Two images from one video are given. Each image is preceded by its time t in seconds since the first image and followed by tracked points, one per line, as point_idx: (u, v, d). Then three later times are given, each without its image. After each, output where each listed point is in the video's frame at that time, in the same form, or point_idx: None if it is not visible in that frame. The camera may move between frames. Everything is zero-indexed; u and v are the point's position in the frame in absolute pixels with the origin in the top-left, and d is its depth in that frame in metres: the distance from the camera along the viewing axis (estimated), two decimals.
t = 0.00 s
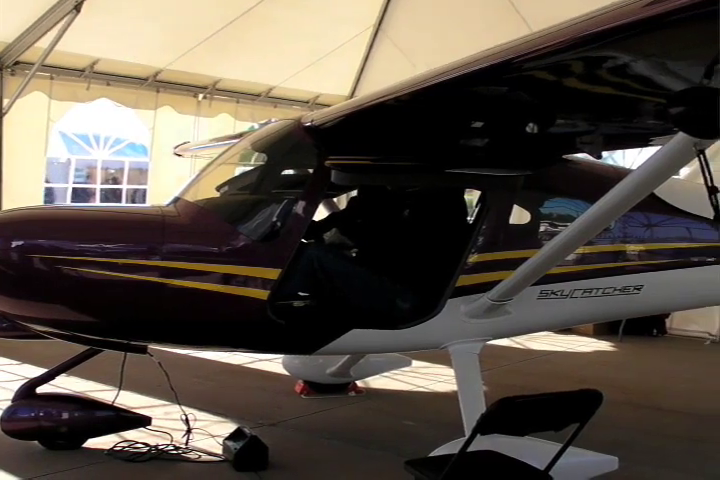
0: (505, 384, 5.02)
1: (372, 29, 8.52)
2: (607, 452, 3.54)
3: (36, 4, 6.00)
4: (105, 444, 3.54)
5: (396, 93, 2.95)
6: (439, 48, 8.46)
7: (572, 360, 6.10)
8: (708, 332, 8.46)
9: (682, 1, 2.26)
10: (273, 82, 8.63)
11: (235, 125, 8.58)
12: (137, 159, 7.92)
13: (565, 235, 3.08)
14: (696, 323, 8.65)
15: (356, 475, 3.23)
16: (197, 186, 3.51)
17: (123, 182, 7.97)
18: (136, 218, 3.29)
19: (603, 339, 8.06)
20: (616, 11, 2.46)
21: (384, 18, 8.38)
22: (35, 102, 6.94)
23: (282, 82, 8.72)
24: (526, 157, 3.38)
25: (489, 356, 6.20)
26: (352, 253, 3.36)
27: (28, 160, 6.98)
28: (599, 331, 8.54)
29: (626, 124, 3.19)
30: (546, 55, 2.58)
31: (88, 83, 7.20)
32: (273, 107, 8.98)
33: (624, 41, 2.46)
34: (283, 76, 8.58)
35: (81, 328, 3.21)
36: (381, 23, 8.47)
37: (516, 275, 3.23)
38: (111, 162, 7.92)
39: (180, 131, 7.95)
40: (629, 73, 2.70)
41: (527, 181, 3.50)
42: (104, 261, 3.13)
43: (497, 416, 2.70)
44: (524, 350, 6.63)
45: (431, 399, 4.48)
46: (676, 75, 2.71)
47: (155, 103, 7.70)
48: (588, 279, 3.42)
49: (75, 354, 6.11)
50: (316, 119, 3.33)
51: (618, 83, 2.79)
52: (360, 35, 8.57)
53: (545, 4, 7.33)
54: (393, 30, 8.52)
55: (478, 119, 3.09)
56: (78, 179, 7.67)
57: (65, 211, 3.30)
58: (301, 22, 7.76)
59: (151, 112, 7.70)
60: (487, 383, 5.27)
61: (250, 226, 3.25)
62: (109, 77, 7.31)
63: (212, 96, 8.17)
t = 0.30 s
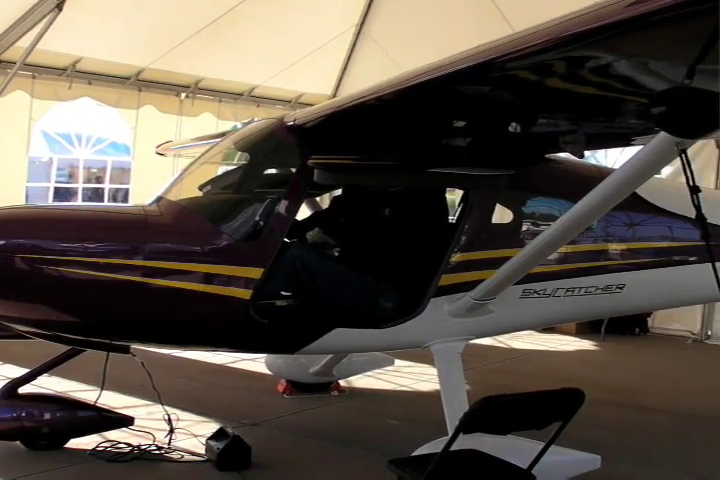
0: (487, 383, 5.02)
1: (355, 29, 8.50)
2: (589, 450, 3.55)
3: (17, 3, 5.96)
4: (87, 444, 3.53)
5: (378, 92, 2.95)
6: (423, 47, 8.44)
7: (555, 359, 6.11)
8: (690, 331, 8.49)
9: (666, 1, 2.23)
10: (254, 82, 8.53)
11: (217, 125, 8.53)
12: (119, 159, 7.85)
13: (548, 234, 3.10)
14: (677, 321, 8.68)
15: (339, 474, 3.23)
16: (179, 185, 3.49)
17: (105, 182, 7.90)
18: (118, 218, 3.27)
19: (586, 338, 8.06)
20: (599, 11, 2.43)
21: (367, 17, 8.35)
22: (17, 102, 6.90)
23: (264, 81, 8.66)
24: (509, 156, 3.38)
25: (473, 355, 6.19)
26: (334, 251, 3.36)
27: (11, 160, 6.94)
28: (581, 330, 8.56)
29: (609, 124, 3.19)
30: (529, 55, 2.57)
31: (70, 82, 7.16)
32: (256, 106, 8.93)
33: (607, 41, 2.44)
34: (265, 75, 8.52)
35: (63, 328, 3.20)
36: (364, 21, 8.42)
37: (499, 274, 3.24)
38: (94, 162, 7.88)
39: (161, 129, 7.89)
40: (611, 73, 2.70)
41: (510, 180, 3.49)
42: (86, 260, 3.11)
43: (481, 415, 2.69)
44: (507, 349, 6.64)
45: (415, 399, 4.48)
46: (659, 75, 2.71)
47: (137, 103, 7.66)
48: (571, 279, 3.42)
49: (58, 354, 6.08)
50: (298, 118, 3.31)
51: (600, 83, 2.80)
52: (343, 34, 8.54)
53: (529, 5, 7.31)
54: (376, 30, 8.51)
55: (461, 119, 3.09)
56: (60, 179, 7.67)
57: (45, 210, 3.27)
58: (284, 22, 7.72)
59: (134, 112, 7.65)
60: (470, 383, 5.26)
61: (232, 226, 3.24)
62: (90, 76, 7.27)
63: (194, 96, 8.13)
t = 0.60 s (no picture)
0: (472, 382, 5.03)
1: (340, 29, 8.53)
2: (574, 450, 3.55)
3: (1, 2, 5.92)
4: (72, 444, 3.51)
5: (364, 92, 2.95)
6: (409, 47, 8.43)
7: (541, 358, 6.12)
8: (674, 331, 8.51)
9: (648, 1, 2.23)
10: (240, 82, 8.52)
11: (202, 124, 8.49)
12: (103, 158, 7.74)
13: (531, 235, 3.11)
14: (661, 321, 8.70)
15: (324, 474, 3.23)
16: (164, 185, 3.48)
17: (91, 181, 7.87)
18: (102, 217, 3.26)
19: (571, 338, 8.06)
20: (583, 11, 2.44)
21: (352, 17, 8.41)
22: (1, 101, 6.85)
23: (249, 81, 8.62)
24: (493, 156, 3.38)
25: (459, 355, 6.19)
26: (319, 251, 3.38)
27: None
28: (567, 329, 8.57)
29: (593, 123, 3.19)
30: (514, 55, 2.57)
31: (54, 81, 7.13)
32: (241, 106, 8.84)
33: (590, 41, 2.43)
34: (251, 74, 8.48)
35: (47, 329, 3.19)
36: (349, 20, 8.44)
37: (483, 274, 3.24)
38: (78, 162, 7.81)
39: (147, 129, 7.88)
40: (595, 72, 2.69)
41: (495, 179, 3.49)
42: (69, 260, 3.10)
43: (467, 414, 2.69)
44: (493, 349, 6.64)
45: (400, 398, 4.48)
46: (642, 75, 2.67)
47: (122, 102, 7.66)
48: (555, 278, 3.43)
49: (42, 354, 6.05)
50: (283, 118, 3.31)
51: (585, 82, 2.79)
52: (328, 34, 8.55)
53: (516, 5, 7.32)
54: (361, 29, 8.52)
55: (445, 118, 3.09)
56: (44, 179, 7.60)
57: (28, 210, 3.26)
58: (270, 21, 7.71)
59: (118, 111, 7.65)
60: (455, 383, 5.26)
61: (217, 226, 3.23)
62: (76, 75, 7.25)
63: (179, 95, 8.08)
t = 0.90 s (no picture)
0: (458, 382, 5.03)
1: (327, 28, 8.52)
2: (561, 449, 3.56)
3: None
4: (59, 445, 3.49)
5: (352, 91, 2.94)
6: (398, 47, 8.44)
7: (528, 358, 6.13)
8: (661, 331, 8.54)
9: (638, 1, 2.21)
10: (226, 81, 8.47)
11: (189, 124, 8.44)
12: (90, 159, 7.71)
13: (518, 234, 3.12)
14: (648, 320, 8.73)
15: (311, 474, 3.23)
16: (151, 185, 3.48)
17: (77, 181, 7.77)
18: (88, 217, 3.25)
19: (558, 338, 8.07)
20: (571, 10, 2.43)
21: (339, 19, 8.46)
22: None
23: (236, 81, 8.57)
24: (480, 155, 3.39)
25: (447, 355, 6.19)
26: (307, 251, 3.39)
27: None
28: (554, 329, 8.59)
29: (579, 123, 3.19)
30: (501, 55, 2.57)
31: (41, 81, 7.07)
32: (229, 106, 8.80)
33: (578, 41, 2.42)
34: (237, 73, 8.43)
35: (32, 329, 3.18)
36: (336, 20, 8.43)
37: (471, 274, 3.24)
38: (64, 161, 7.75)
39: (135, 126, 7.86)
40: (582, 72, 2.69)
41: (481, 179, 3.49)
42: (56, 260, 3.09)
43: (453, 414, 2.68)
44: (480, 348, 6.65)
45: (387, 398, 4.48)
46: (630, 75, 2.67)
47: (108, 102, 7.60)
48: (542, 278, 3.43)
49: (27, 354, 6.03)
50: (269, 118, 3.32)
51: (572, 83, 2.79)
52: (315, 34, 8.53)
53: (505, 5, 7.33)
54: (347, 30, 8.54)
55: (432, 119, 3.10)
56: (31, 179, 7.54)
57: (14, 209, 3.25)
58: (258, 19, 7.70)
59: (105, 111, 7.59)
60: (442, 382, 5.26)
61: (204, 226, 3.23)
62: (63, 75, 7.20)
63: (167, 95, 8.07)
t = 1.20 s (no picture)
0: (443, 381, 5.04)
1: (313, 27, 8.52)
2: (547, 447, 3.57)
3: None
4: (44, 445, 3.46)
5: (337, 90, 2.94)
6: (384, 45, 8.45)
7: (513, 357, 6.14)
8: (646, 329, 8.57)
9: (619, 1, 2.20)
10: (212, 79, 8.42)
11: (173, 123, 8.37)
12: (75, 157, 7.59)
13: (502, 234, 3.11)
14: (632, 319, 8.76)
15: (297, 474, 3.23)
16: (135, 184, 3.47)
17: (61, 180, 7.80)
18: (73, 216, 3.24)
19: (543, 337, 8.08)
20: (554, 11, 2.42)
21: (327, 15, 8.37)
22: None
23: (221, 79, 8.50)
24: (465, 154, 3.39)
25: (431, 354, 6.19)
26: (292, 250, 3.42)
27: None
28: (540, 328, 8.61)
29: (565, 122, 3.20)
30: (484, 55, 2.57)
31: (25, 80, 6.99)
32: (213, 105, 8.73)
33: (562, 40, 2.42)
34: (223, 70, 8.37)
35: (16, 329, 3.16)
36: (322, 18, 8.42)
37: (456, 273, 3.24)
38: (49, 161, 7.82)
39: (116, 125, 7.70)
40: (567, 72, 2.69)
41: (467, 178, 3.49)
42: (40, 259, 3.08)
43: (437, 415, 2.64)
44: (465, 347, 6.65)
45: (373, 397, 4.49)
46: (615, 74, 2.67)
47: (93, 100, 7.53)
48: (527, 277, 3.44)
49: (11, 354, 6.00)
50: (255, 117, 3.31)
51: (557, 82, 2.79)
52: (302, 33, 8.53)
53: (495, 4, 7.32)
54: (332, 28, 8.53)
55: (417, 118, 3.10)
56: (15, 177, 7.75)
57: None
58: (244, 18, 7.69)
59: (90, 112, 7.50)
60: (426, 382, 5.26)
61: (189, 225, 3.22)
62: (47, 74, 7.12)
63: (151, 93, 7.96)
